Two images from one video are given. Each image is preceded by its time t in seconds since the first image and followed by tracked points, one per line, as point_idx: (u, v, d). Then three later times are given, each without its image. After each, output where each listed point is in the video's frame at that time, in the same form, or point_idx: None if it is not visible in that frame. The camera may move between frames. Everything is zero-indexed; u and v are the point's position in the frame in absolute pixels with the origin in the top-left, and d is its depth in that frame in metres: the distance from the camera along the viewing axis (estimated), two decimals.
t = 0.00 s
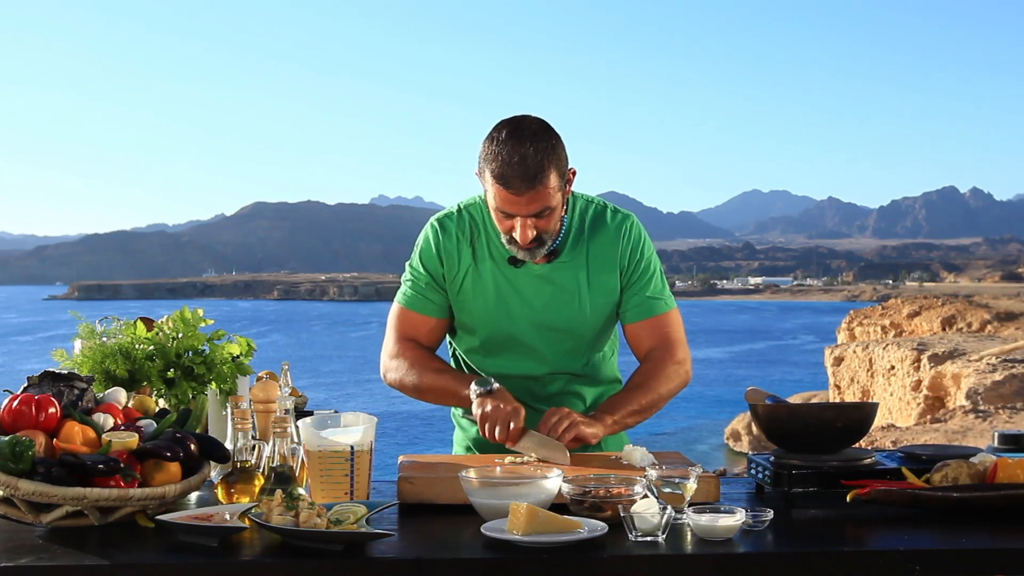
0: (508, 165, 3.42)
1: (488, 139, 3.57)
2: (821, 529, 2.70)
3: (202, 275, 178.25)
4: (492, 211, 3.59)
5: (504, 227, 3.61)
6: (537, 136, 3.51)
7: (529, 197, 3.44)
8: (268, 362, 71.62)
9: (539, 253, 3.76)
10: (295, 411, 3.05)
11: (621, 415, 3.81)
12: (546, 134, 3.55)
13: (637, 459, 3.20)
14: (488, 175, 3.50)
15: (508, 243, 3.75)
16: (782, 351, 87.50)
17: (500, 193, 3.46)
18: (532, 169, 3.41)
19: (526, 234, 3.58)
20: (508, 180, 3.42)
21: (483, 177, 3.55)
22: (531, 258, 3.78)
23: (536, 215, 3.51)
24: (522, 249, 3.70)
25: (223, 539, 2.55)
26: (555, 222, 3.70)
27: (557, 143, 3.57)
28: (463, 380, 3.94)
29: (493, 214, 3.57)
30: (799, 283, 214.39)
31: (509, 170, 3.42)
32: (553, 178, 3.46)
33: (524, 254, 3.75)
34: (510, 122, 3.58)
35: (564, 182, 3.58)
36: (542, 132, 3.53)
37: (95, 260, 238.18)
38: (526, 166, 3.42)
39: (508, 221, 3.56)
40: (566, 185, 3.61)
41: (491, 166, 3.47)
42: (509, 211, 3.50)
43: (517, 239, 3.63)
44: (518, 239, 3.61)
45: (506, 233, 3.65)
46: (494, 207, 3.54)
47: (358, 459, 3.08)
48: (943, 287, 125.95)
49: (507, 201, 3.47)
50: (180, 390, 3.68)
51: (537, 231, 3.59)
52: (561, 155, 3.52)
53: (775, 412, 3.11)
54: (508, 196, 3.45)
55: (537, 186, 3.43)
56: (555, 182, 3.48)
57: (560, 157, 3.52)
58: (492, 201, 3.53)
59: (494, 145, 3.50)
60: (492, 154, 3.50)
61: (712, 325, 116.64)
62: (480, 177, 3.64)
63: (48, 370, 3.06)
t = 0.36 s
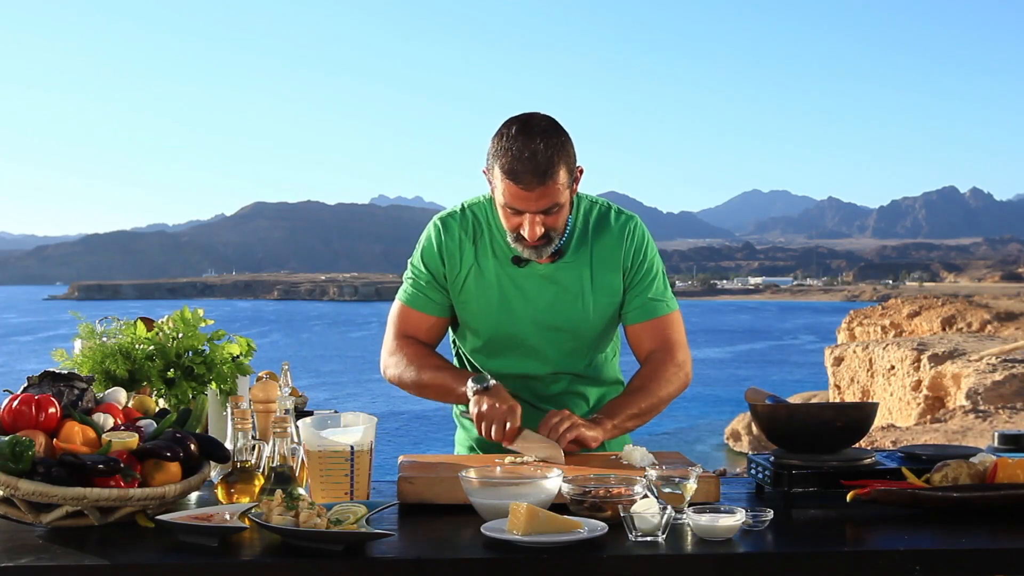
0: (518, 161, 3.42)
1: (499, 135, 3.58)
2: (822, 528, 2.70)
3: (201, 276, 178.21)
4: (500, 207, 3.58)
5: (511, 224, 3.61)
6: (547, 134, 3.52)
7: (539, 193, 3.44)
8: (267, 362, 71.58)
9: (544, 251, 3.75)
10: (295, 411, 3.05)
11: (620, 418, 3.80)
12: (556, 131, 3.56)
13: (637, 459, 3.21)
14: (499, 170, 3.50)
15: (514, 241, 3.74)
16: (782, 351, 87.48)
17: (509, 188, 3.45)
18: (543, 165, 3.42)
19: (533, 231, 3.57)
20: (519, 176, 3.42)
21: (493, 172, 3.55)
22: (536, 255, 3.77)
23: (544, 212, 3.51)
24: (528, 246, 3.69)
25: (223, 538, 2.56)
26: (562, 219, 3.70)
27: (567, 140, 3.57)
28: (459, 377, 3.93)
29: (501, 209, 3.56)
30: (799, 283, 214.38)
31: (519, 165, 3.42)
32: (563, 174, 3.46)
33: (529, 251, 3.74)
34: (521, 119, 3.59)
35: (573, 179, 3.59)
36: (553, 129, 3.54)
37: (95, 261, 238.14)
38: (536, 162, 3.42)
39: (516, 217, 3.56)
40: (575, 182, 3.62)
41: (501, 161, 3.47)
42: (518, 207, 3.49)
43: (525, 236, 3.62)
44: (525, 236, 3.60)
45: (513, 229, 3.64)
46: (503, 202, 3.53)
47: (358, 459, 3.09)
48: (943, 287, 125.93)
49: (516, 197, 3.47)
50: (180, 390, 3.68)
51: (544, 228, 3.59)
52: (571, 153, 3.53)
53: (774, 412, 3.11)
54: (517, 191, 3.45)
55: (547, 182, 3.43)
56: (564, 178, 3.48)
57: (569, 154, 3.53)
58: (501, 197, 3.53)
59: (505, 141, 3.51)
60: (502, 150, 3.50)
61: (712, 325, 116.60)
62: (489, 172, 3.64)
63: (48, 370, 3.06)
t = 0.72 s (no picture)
0: (520, 159, 3.43)
1: (501, 133, 3.58)
2: (821, 528, 2.70)
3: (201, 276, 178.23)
4: (502, 206, 3.59)
5: (514, 223, 3.61)
6: (549, 132, 3.52)
7: (541, 191, 3.44)
8: (267, 362, 71.55)
9: (546, 251, 3.74)
10: (295, 410, 3.05)
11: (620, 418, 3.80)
12: (558, 129, 3.56)
13: (637, 459, 3.21)
14: (501, 168, 3.50)
15: (515, 241, 3.74)
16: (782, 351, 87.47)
17: (511, 186, 3.46)
18: (545, 163, 3.42)
19: (536, 229, 3.57)
20: (521, 173, 3.42)
21: (495, 171, 3.55)
22: (537, 255, 3.76)
23: (547, 210, 3.51)
24: (530, 246, 3.70)
25: (223, 538, 2.56)
26: (564, 219, 3.70)
27: (569, 139, 3.57)
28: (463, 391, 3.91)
29: (503, 208, 3.56)
30: (799, 283, 214.39)
31: (521, 163, 3.42)
32: (565, 171, 3.46)
33: (531, 251, 3.74)
34: (521, 118, 3.60)
35: (574, 178, 3.59)
36: (554, 127, 3.54)
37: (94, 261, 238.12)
38: (538, 160, 3.42)
39: (519, 216, 3.56)
40: (577, 181, 3.62)
41: (504, 160, 3.47)
42: (520, 205, 3.49)
43: (528, 235, 3.62)
44: (528, 234, 3.60)
45: (515, 228, 3.64)
46: (505, 202, 3.53)
47: (358, 459, 3.09)
48: (943, 287, 125.90)
49: (518, 195, 3.46)
50: (180, 390, 3.68)
51: (547, 227, 3.59)
52: (572, 151, 3.53)
53: (774, 412, 3.11)
54: (520, 189, 3.45)
55: (549, 180, 3.43)
56: (566, 176, 3.48)
57: (571, 152, 3.53)
58: (503, 196, 3.53)
59: (507, 140, 3.51)
60: (504, 149, 3.51)
61: (712, 325, 116.57)
62: (490, 171, 3.64)
63: (48, 370, 3.06)
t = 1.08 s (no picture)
0: (518, 161, 3.43)
1: (499, 136, 3.58)
2: (821, 528, 2.70)
3: (201, 276, 178.23)
4: (500, 209, 3.58)
5: (512, 226, 3.61)
6: (546, 135, 3.52)
7: (538, 194, 3.44)
8: (267, 362, 71.53)
9: (545, 252, 3.74)
10: (295, 411, 3.05)
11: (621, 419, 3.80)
12: (556, 131, 3.56)
13: (636, 459, 3.21)
14: (498, 171, 3.50)
15: (515, 242, 3.74)
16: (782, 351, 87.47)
17: (509, 189, 3.45)
18: (543, 165, 3.42)
19: (534, 231, 3.57)
20: (519, 176, 3.41)
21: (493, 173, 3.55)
22: (536, 257, 3.76)
23: (545, 212, 3.51)
24: (529, 247, 3.69)
25: (223, 538, 2.56)
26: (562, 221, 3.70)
27: (567, 141, 3.57)
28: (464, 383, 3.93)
29: (501, 211, 3.56)
30: (799, 283, 214.42)
31: (519, 166, 3.42)
32: (563, 174, 3.46)
33: (530, 253, 3.74)
34: (520, 120, 3.60)
35: (573, 180, 3.59)
36: (552, 130, 3.54)
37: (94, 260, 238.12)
38: (536, 163, 3.42)
39: (517, 219, 3.56)
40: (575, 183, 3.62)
41: (501, 162, 3.47)
42: (518, 208, 3.49)
43: (526, 237, 3.62)
44: (526, 236, 3.60)
45: (514, 231, 3.64)
46: (503, 204, 3.53)
47: (358, 459, 3.08)
48: (943, 287, 125.94)
49: (516, 197, 3.47)
50: (180, 390, 3.68)
51: (545, 229, 3.59)
52: (570, 153, 3.53)
53: (774, 412, 3.12)
54: (517, 192, 3.45)
55: (547, 182, 3.43)
56: (564, 179, 3.48)
57: (569, 154, 3.53)
58: (501, 198, 3.53)
59: (505, 142, 3.51)
60: (502, 151, 3.50)
61: (712, 325, 116.55)
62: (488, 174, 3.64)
63: (48, 370, 3.06)
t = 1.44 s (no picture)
0: (515, 162, 3.43)
1: (495, 137, 3.58)
2: (821, 529, 2.70)
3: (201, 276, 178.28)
4: (497, 210, 3.58)
5: (510, 226, 3.60)
6: (543, 135, 3.52)
7: (535, 194, 3.44)
8: (267, 362, 71.50)
9: (543, 252, 3.74)
10: (294, 411, 3.05)
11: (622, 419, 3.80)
12: (553, 132, 3.56)
13: (637, 459, 3.21)
14: (496, 171, 3.50)
15: (513, 243, 3.73)
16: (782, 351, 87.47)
17: (506, 189, 3.46)
18: (539, 165, 3.42)
19: (532, 232, 3.57)
20: (515, 176, 3.42)
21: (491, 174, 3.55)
22: (535, 256, 3.76)
23: (542, 212, 3.51)
24: (527, 247, 3.69)
25: (223, 538, 2.56)
26: (560, 220, 3.70)
27: (564, 141, 3.57)
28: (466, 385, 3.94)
29: (499, 211, 3.56)
30: (800, 283, 214.46)
31: (516, 166, 3.42)
32: (560, 173, 3.46)
33: (528, 252, 3.74)
34: (517, 120, 3.60)
35: (570, 179, 3.59)
36: (549, 130, 3.53)
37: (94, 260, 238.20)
38: (532, 163, 3.42)
39: (515, 219, 3.55)
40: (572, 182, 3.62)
41: (498, 163, 3.47)
42: (515, 208, 3.49)
43: (523, 237, 3.62)
44: (523, 237, 3.60)
45: (512, 231, 3.64)
46: (501, 204, 3.53)
47: (358, 459, 3.08)
48: (944, 287, 125.96)
49: (513, 198, 3.47)
50: (180, 390, 3.68)
51: (542, 229, 3.59)
52: (567, 152, 3.53)
53: (774, 412, 3.12)
54: (514, 192, 3.45)
55: (544, 182, 3.43)
56: (560, 179, 3.48)
57: (566, 154, 3.53)
58: (498, 199, 3.52)
59: (501, 142, 3.51)
60: (499, 152, 3.50)
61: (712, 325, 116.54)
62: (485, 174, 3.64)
63: (48, 370, 3.06)
